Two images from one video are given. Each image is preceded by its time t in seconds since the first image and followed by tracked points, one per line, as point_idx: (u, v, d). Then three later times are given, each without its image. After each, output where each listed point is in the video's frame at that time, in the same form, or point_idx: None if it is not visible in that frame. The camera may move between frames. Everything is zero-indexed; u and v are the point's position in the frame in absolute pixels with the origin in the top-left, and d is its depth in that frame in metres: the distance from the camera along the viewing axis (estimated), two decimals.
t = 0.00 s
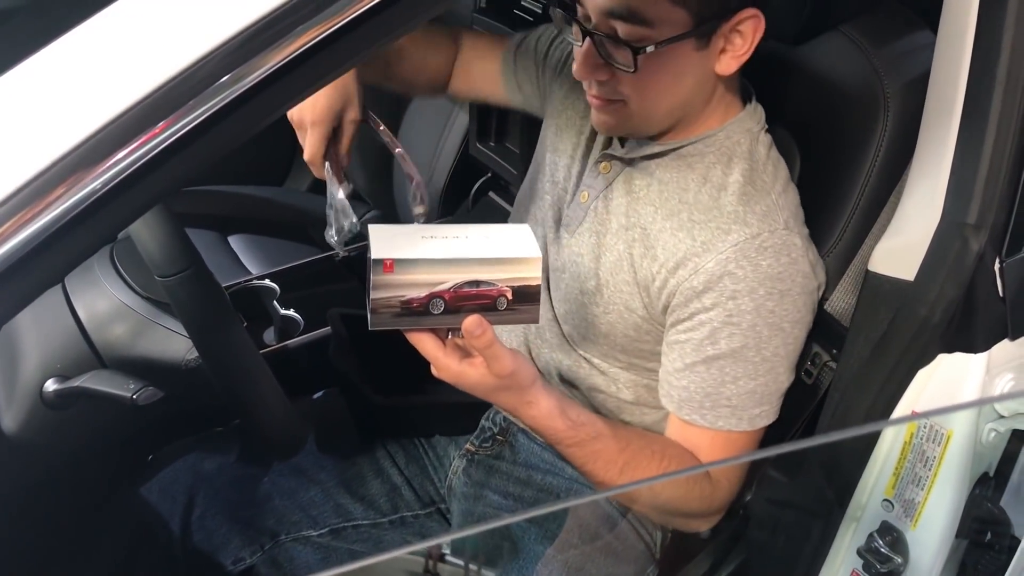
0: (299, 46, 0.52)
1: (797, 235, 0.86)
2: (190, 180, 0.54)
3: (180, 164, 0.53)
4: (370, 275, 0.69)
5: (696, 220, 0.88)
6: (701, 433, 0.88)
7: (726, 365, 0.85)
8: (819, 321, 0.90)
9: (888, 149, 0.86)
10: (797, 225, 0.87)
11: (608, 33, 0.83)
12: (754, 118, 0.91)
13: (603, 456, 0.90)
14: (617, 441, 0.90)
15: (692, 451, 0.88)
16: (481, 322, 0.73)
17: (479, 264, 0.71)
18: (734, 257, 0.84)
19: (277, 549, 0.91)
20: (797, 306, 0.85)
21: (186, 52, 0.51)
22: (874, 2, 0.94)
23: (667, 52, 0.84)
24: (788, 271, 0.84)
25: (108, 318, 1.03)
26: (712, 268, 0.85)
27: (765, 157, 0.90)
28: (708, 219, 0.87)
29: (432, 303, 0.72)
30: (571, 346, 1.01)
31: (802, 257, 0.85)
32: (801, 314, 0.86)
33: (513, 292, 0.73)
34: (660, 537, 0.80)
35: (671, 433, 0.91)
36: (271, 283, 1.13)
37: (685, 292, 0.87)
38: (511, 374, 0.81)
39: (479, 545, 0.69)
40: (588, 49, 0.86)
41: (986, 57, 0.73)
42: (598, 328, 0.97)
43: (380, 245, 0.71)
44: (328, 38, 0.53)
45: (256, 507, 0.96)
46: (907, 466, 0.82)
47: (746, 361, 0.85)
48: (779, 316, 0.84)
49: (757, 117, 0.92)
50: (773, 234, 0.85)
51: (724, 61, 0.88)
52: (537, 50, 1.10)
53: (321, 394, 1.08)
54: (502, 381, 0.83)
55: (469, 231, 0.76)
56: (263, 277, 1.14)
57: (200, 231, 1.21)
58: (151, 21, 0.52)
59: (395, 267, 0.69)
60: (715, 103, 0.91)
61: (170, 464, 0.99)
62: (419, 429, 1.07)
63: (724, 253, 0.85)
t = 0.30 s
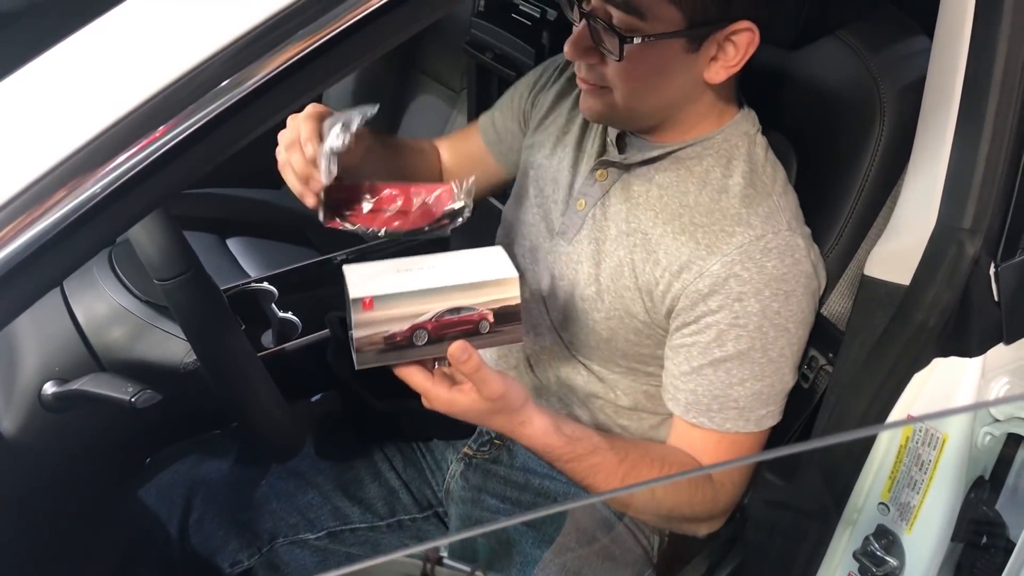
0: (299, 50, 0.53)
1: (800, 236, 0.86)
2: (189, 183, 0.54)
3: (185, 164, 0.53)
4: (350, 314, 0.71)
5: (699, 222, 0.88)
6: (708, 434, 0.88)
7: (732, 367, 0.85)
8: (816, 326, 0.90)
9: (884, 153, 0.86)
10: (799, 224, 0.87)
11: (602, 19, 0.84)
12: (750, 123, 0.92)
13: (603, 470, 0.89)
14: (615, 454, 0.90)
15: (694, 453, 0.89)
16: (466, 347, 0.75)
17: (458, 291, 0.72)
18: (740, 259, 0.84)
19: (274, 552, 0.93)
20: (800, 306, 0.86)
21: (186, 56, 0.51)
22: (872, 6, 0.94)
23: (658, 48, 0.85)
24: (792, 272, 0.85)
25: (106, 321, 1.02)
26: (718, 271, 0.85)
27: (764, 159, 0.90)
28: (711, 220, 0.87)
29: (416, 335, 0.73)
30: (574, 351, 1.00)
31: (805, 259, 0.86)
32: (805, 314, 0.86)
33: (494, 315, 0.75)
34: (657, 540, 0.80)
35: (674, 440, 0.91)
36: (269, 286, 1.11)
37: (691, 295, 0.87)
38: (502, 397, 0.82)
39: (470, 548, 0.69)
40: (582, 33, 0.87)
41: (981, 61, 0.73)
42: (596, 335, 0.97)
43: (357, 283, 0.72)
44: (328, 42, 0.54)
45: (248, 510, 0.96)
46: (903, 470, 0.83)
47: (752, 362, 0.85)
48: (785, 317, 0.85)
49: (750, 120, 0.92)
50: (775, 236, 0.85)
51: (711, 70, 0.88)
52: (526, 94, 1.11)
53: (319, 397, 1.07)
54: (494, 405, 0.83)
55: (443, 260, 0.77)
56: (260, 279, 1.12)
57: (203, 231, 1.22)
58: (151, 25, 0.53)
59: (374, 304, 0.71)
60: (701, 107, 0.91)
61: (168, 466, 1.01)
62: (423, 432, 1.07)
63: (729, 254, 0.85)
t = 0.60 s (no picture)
0: (302, 49, 0.53)
1: (798, 243, 0.86)
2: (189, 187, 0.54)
3: (184, 168, 0.53)
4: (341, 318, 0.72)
5: (697, 227, 0.88)
6: (707, 438, 0.88)
7: (730, 373, 0.85)
8: (817, 327, 0.90)
9: (882, 154, 0.86)
10: (798, 231, 0.87)
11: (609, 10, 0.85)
12: (751, 128, 0.92)
13: (593, 473, 0.89)
14: (602, 459, 0.90)
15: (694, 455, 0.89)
16: (454, 349, 0.75)
17: (443, 294, 0.74)
18: (739, 265, 0.84)
19: (277, 551, 0.92)
20: (798, 313, 0.86)
21: (187, 57, 0.52)
22: (871, 6, 0.94)
23: (664, 46, 0.86)
24: (791, 279, 0.85)
25: (108, 322, 1.02)
26: (716, 275, 0.85)
27: (765, 164, 0.90)
28: (710, 226, 0.87)
29: (405, 338, 0.74)
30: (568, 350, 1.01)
31: (804, 264, 0.86)
32: (804, 321, 0.86)
33: (481, 318, 0.76)
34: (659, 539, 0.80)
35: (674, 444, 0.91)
36: (270, 287, 1.12)
37: (690, 300, 0.87)
38: (488, 400, 0.83)
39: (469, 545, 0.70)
40: (587, 23, 0.88)
41: (979, 61, 0.74)
42: (595, 339, 0.97)
43: (348, 289, 0.73)
44: (329, 42, 0.54)
45: (253, 510, 0.96)
46: (904, 469, 0.83)
47: (749, 368, 0.85)
48: (783, 324, 0.85)
49: (753, 125, 0.92)
50: (774, 242, 0.85)
51: (711, 78, 0.89)
52: (530, 100, 1.11)
53: (319, 398, 1.07)
54: (481, 408, 0.85)
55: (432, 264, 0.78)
56: (262, 280, 1.12)
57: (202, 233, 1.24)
58: (152, 27, 0.53)
59: (365, 308, 0.72)
60: (699, 110, 0.92)
61: (171, 467, 1.00)
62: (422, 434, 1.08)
63: (727, 260, 0.85)
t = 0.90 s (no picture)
0: (307, 53, 0.54)
1: (805, 249, 0.87)
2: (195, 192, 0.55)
3: (190, 170, 0.54)
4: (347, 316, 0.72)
5: (704, 232, 0.88)
6: (709, 441, 0.88)
7: (734, 376, 0.85)
8: (821, 329, 0.91)
9: (883, 155, 0.87)
10: (804, 237, 0.88)
11: None
12: (758, 133, 0.93)
13: (592, 473, 0.90)
14: (599, 462, 0.91)
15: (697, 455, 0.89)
16: (454, 349, 0.77)
17: (446, 296, 0.74)
18: (745, 269, 0.85)
19: (281, 552, 0.92)
20: (803, 317, 0.86)
21: (190, 65, 0.52)
22: (872, 8, 0.95)
23: (697, 28, 0.86)
24: (795, 283, 0.85)
25: (113, 324, 1.03)
26: (721, 280, 0.86)
27: (772, 170, 0.91)
28: (717, 231, 0.87)
29: (408, 338, 0.75)
30: (569, 349, 1.01)
31: (808, 269, 0.86)
32: (809, 325, 0.87)
33: (482, 320, 0.77)
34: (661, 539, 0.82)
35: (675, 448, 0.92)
36: (274, 289, 1.11)
37: (697, 304, 0.88)
38: (487, 403, 0.85)
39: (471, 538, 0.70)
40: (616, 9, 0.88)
41: (978, 63, 0.74)
42: (602, 339, 0.97)
43: (353, 289, 0.73)
44: (332, 48, 0.54)
45: (260, 510, 0.97)
46: (905, 468, 0.84)
47: (755, 372, 0.85)
48: (788, 328, 0.85)
49: (760, 131, 0.93)
50: (780, 247, 0.85)
51: (738, 68, 0.90)
52: (539, 94, 1.11)
53: (324, 399, 1.09)
54: (478, 411, 0.86)
55: (435, 268, 0.79)
56: (265, 284, 1.12)
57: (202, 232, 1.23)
58: (163, 31, 0.53)
59: (370, 307, 0.72)
60: (716, 106, 0.93)
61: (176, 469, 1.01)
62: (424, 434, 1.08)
63: (732, 264, 0.86)
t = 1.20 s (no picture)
0: (305, 49, 0.54)
1: (804, 244, 0.87)
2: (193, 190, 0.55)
3: (188, 168, 0.54)
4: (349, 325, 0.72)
5: (704, 228, 0.88)
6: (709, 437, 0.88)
7: (736, 372, 0.85)
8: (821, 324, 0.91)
9: (882, 149, 0.87)
10: (804, 233, 0.88)
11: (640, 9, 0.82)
12: (758, 130, 0.93)
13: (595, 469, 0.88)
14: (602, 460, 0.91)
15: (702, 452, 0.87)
16: (455, 356, 0.77)
17: (448, 306, 0.74)
18: (746, 266, 0.85)
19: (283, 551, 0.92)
20: (803, 312, 0.86)
21: (185, 62, 0.52)
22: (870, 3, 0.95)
23: (700, 37, 0.85)
24: (795, 278, 0.85)
25: (113, 323, 1.05)
26: (722, 275, 0.86)
27: (772, 165, 0.91)
28: (717, 227, 0.88)
29: (410, 347, 0.74)
30: (569, 344, 1.01)
31: (808, 264, 0.86)
32: (808, 320, 0.87)
33: (484, 329, 0.78)
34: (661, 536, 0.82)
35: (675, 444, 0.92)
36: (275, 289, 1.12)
37: (697, 300, 0.87)
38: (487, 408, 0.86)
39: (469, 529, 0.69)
40: (614, 22, 0.83)
41: (975, 57, 0.74)
42: (603, 336, 0.97)
43: (355, 297, 0.73)
44: (329, 45, 0.54)
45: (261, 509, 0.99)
46: (906, 462, 0.84)
47: (756, 368, 0.85)
48: (788, 323, 0.85)
49: (759, 127, 0.93)
50: (781, 243, 0.86)
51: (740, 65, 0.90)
52: (539, 92, 1.10)
53: (325, 399, 1.03)
54: (479, 418, 0.87)
55: (435, 278, 0.79)
56: (265, 284, 1.12)
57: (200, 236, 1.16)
58: (164, 26, 0.53)
59: (373, 316, 0.72)
60: (722, 103, 0.93)
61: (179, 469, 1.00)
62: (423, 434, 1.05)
63: (734, 261, 0.85)
